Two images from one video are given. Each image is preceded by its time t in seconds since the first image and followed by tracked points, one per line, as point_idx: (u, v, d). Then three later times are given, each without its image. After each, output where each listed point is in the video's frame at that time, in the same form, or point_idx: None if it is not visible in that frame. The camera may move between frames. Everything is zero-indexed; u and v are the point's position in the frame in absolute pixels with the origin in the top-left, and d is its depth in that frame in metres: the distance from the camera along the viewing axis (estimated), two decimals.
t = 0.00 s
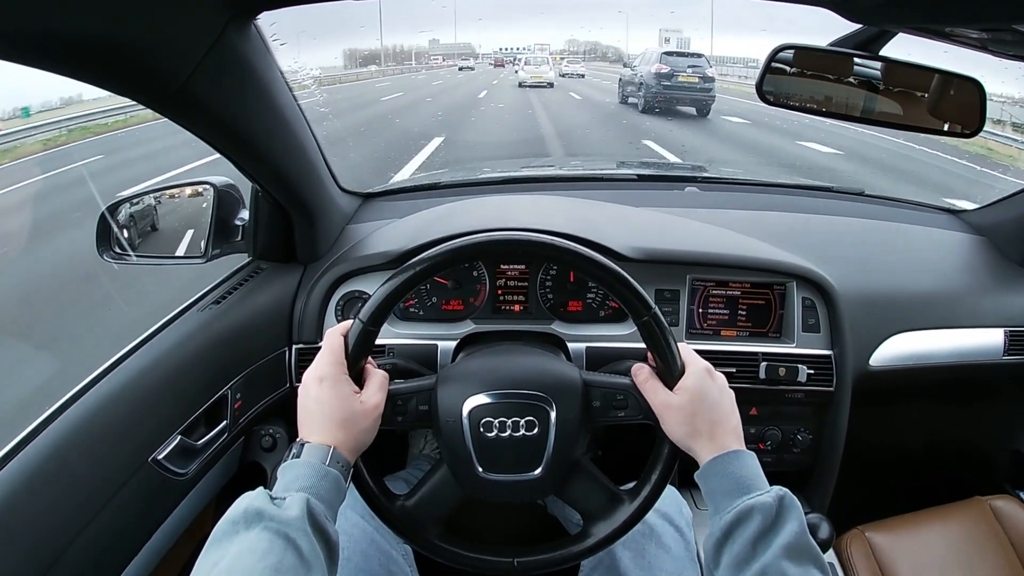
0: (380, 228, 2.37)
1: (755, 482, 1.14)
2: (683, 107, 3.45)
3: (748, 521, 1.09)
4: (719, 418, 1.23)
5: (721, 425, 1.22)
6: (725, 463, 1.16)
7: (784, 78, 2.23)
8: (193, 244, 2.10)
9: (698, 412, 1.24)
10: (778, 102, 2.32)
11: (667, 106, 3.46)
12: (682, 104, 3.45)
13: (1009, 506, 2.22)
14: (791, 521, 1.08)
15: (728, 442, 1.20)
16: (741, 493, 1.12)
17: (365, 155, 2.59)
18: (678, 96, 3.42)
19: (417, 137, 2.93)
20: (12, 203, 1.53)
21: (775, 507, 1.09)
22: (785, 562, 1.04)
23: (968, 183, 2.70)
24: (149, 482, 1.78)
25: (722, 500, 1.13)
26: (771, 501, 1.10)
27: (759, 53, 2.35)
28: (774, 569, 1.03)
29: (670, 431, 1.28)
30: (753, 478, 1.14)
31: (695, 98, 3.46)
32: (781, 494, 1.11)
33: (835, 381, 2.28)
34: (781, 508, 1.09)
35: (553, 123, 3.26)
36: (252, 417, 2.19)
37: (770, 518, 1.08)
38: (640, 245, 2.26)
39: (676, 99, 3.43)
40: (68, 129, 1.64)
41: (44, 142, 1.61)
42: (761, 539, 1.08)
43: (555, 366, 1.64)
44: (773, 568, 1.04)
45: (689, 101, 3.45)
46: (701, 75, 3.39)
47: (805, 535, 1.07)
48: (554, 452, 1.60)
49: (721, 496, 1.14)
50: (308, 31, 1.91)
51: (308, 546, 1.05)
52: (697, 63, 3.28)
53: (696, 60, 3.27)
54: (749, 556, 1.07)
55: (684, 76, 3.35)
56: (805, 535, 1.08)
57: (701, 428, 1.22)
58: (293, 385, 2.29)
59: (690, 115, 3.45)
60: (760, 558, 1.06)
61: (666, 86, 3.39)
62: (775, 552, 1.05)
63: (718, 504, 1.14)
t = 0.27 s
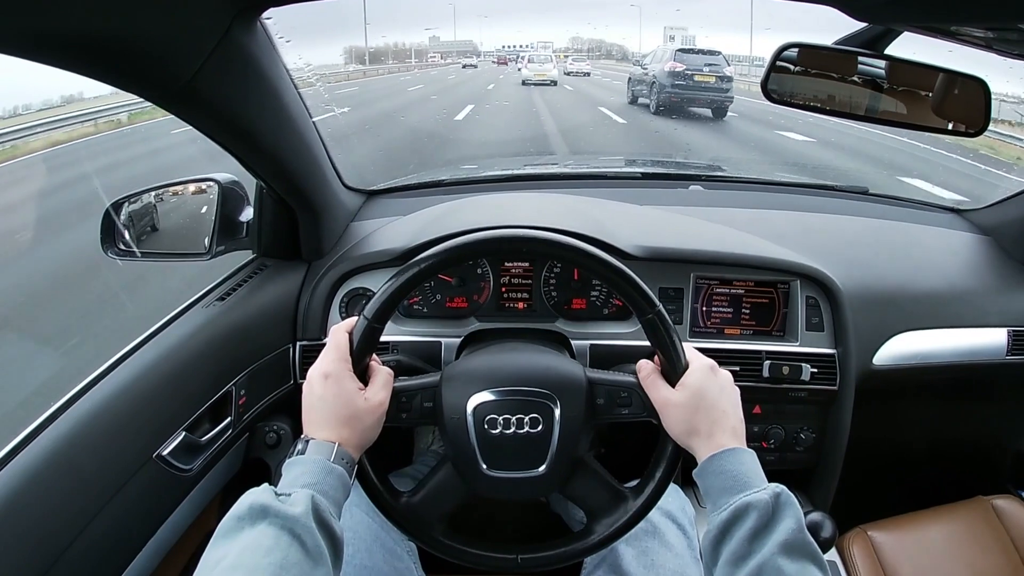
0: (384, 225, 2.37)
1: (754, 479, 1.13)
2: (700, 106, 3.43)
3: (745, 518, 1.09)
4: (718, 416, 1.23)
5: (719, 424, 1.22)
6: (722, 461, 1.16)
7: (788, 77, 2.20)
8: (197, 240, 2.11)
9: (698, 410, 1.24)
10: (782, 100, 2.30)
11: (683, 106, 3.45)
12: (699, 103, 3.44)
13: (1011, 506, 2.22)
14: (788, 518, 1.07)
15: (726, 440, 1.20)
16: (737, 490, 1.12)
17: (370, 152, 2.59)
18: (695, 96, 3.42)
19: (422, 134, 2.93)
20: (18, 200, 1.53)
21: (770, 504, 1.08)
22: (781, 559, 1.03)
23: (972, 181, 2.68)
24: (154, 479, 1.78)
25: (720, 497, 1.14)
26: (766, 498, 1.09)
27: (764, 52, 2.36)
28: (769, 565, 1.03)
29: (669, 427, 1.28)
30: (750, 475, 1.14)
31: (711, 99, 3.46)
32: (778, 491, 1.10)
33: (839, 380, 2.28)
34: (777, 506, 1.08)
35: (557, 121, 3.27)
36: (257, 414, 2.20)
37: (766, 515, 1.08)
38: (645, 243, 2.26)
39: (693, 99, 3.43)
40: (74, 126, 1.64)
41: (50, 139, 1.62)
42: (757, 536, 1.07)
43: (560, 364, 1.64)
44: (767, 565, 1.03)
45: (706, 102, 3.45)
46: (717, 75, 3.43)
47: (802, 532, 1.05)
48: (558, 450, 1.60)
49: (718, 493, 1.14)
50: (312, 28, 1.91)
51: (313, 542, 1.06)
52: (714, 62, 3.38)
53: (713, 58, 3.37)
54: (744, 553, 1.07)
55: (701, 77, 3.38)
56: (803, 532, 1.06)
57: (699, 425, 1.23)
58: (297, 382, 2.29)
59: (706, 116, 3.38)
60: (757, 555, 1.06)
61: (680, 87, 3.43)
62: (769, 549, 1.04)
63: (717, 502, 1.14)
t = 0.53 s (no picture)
0: (386, 224, 2.37)
1: (748, 487, 1.13)
2: (710, 117, 2.74)
3: (739, 525, 1.09)
4: (716, 424, 1.23)
5: (716, 433, 1.22)
6: (717, 468, 1.16)
7: (791, 78, 2.22)
8: (198, 238, 2.11)
9: (695, 416, 1.24)
10: (784, 101, 2.30)
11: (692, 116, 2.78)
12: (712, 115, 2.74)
13: (1011, 508, 2.22)
14: (783, 526, 1.07)
15: (721, 449, 1.21)
16: (732, 498, 1.12)
17: (372, 151, 2.59)
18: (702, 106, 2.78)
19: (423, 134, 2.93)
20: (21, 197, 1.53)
21: (766, 512, 1.08)
22: (776, 565, 1.03)
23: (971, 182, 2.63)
24: (155, 477, 1.79)
25: (715, 504, 1.14)
26: (761, 505, 1.09)
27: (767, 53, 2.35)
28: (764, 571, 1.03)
29: (665, 430, 1.28)
30: (744, 483, 1.14)
31: (728, 105, 2.75)
32: (773, 499, 1.10)
33: (839, 381, 2.28)
34: (772, 513, 1.08)
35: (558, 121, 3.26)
36: (257, 412, 2.19)
37: (761, 523, 1.08)
38: (646, 243, 2.26)
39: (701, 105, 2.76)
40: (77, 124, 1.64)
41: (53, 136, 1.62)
42: (752, 543, 1.07)
43: (560, 363, 1.64)
44: (762, 571, 1.03)
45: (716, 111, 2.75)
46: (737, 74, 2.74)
47: (798, 539, 1.06)
48: (559, 450, 1.60)
49: (713, 500, 1.14)
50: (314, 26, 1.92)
51: (315, 542, 1.06)
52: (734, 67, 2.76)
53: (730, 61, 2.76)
54: (740, 560, 1.07)
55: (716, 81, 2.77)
56: (797, 539, 1.06)
57: (695, 431, 1.23)
58: (297, 380, 2.29)
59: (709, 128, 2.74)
60: (751, 562, 1.06)
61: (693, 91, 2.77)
62: (765, 556, 1.04)
63: (711, 509, 1.14)
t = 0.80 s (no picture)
0: (381, 226, 2.37)
1: (724, 500, 1.13)
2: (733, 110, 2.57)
3: (715, 536, 1.08)
4: (695, 441, 1.20)
5: (693, 450, 1.20)
6: (693, 479, 1.15)
7: (787, 76, 2.20)
8: (194, 240, 2.12)
9: (676, 431, 1.22)
10: (782, 101, 2.29)
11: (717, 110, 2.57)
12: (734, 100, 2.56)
13: (1010, 507, 2.21)
14: (758, 537, 1.06)
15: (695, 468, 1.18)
16: (708, 509, 1.11)
17: (368, 154, 2.59)
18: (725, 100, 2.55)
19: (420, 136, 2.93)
20: (15, 202, 1.53)
21: (741, 523, 1.07)
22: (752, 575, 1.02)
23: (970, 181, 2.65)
24: (150, 480, 1.78)
25: (692, 516, 1.13)
26: (738, 517, 1.08)
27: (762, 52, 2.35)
28: None
29: (648, 436, 1.28)
30: (719, 495, 1.13)
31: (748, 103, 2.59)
32: (748, 510, 1.09)
33: (836, 380, 2.28)
34: (748, 525, 1.08)
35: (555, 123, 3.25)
36: (253, 415, 2.19)
37: (736, 534, 1.07)
38: (642, 244, 2.26)
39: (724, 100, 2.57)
40: (71, 129, 1.64)
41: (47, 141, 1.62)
42: (728, 555, 1.06)
43: (554, 365, 1.64)
44: None
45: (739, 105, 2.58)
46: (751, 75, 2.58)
47: (773, 551, 1.05)
48: (553, 451, 1.60)
49: (690, 512, 1.13)
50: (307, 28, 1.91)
51: (307, 546, 1.05)
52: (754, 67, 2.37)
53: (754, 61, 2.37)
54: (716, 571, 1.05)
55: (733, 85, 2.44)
56: (773, 550, 1.05)
57: (673, 446, 1.21)
58: (294, 383, 2.29)
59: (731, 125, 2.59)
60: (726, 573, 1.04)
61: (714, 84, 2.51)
62: (740, 566, 1.03)
63: (687, 520, 1.13)
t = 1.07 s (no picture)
0: (378, 225, 2.37)
1: (722, 493, 1.13)
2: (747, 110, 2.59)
3: (712, 528, 1.08)
4: (693, 436, 1.20)
5: (691, 445, 1.19)
6: (690, 473, 1.15)
7: (783, 73, 2.22)
8: (193, 240, 2.11)
9: (674, 426, 1.22)
10: (779, 98, 2.32)
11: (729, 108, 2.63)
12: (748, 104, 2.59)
13: (1009, 503, 2.21)
14: (756, 529, 1.07)
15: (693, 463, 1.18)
16: (705, 501, 1.12)
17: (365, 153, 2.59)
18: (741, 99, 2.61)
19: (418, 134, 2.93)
20: (11, 203, 1.53)
21: (739, 515, 1.08)
22: (748, 566, 1.02)
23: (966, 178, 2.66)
24: (148, 480, 1.78)
25: (690, 509, 1.13)
26: (734, 509, 1.09)
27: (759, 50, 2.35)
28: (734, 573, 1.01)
29: (646, 432, 1.27)
30: (718, 487, 1.13)
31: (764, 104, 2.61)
32: (745, 502, 1.10)
33: (834, 377, 2.28)
34: (745, 517, 1.08)
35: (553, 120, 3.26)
36: (251, 415, 2.19)
37: (733, 525, 1.07)
38: (639, 241, 2.26)
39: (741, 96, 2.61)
40: (67, 128, 1.64)
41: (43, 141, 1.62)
42: (725, 546, 1.06)
43: (552, 363, 1.64)
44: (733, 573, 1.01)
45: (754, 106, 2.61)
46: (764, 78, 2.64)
47: (770, 542, 1.05)
48: (552, 449, 1.60)
49: (687, 505, 1.13)
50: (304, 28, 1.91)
51: (306, 547, 1.05)
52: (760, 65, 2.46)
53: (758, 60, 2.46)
54: (714, 562, 1.05)
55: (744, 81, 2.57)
56: (769, 542, 1.05)
57: (672, 441, 1.21)
58: (291, 383, 2.29)
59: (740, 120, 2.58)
60: (723, 565, 1.04)
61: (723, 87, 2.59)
62: (737, 557, 1.03)
63: (685, 513, 1.13)
